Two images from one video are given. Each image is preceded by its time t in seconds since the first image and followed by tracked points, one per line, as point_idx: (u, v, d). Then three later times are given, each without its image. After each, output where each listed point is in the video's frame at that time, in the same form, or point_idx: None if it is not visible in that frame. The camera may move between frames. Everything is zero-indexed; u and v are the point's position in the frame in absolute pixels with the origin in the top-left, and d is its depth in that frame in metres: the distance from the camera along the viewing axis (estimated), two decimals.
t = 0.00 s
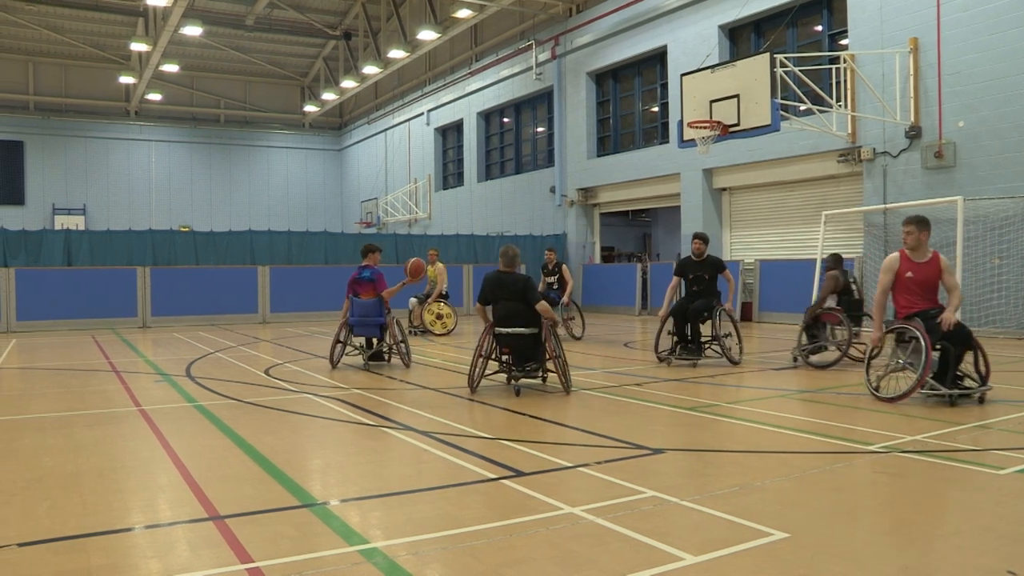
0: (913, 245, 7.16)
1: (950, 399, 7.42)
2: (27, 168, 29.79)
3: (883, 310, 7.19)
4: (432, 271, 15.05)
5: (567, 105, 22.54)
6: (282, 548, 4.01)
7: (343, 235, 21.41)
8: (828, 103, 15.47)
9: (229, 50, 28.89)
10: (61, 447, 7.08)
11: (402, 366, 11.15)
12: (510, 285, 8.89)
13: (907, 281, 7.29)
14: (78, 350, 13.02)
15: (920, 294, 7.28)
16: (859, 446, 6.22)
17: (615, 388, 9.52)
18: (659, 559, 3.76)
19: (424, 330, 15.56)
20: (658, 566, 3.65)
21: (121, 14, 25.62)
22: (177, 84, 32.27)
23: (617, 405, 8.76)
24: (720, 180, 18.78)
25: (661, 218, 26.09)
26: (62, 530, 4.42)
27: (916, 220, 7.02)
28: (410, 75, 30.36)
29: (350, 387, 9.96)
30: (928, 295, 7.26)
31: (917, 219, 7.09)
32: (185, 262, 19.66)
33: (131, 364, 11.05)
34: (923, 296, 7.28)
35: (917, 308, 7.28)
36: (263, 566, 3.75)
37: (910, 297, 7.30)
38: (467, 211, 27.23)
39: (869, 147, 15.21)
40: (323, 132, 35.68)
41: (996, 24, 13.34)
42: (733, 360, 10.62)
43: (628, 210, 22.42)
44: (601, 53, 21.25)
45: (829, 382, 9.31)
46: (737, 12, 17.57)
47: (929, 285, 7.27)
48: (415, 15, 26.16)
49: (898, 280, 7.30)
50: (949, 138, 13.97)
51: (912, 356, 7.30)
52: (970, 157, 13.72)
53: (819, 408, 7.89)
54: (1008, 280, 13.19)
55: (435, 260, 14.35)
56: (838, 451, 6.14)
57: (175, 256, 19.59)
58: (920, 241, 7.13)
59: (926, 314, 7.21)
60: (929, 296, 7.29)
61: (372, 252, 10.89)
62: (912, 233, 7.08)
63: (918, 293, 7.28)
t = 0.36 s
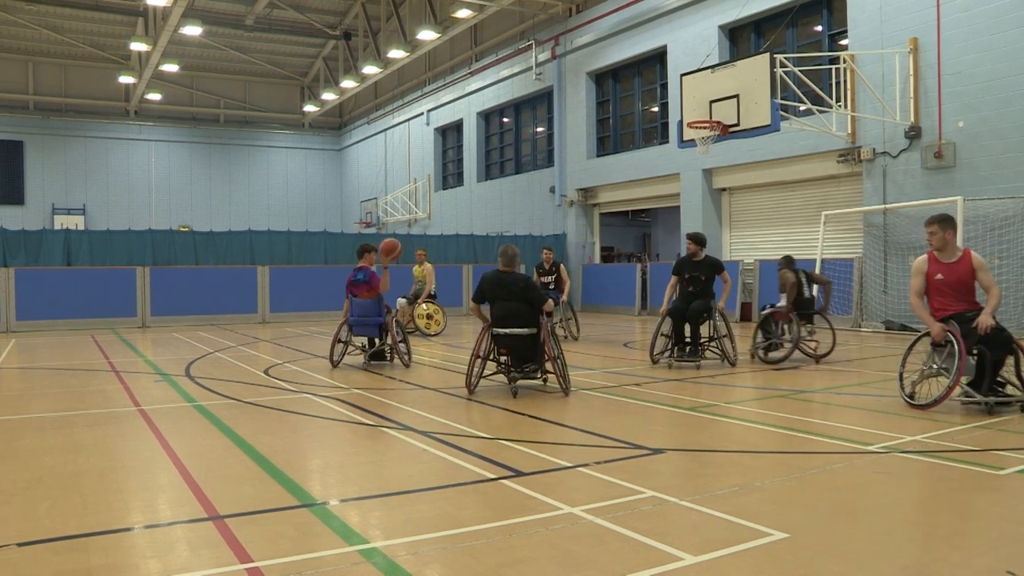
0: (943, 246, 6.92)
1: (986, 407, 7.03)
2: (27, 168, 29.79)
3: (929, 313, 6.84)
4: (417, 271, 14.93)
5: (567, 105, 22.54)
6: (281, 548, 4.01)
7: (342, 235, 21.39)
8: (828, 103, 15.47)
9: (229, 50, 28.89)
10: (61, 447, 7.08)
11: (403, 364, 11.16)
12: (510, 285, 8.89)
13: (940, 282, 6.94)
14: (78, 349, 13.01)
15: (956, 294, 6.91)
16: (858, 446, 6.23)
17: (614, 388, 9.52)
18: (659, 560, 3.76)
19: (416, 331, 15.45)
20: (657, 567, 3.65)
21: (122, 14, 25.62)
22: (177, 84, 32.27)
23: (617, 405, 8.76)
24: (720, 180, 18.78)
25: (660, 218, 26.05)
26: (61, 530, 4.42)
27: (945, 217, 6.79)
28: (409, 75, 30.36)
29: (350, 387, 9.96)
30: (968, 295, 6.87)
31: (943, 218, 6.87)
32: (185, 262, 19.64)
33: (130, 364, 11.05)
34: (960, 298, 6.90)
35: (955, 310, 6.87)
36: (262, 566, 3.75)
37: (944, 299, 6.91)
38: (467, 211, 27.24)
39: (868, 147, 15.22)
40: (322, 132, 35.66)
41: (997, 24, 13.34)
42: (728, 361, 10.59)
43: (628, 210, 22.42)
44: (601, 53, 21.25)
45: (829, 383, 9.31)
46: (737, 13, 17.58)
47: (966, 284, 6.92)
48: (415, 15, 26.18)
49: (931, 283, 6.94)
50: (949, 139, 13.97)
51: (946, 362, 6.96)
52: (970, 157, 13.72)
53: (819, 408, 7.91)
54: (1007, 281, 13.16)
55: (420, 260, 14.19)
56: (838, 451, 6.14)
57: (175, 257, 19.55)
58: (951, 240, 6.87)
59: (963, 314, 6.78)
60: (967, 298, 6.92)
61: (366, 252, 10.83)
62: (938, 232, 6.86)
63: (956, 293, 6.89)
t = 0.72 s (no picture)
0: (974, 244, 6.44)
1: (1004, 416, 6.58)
2: (25, 168, 29.78)
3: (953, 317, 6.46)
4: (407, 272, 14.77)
5: (566, 105, 22.54)
6: (280, 548, 4.01)
7: (341, 235, 21.35)
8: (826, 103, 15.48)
9: (228, 50, 28.86)
10: (60, 447, 7.08)
11: (404, 363, 11.20)
12: (510, 285, 8.88)
13: (970, 285, 6.47)
14: (77, 349, 13.01)
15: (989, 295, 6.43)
16: (857, 446, 6.23)
17: (612, 388, 9.53)
18: (658, 559, 3.76)
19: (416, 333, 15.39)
20: (656, 566, 3.66)
21: (120, 14, 25.59)
22: (175, 84, 32.26)
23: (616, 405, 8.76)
24: (718, 180, 18.79)
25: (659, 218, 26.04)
26: (60, 530, 4.41)
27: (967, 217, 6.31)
28: (408, 75, 30.35)
29: (348, 387, 9.96)
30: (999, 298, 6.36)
31: (971, 216, 6.36)
32: (183, 262, 19.59)
33: (129, 364, 11.05)
34: (993, 301, 6.41)
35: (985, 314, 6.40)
36: (261, 566, 3.75)
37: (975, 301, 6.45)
38: (466, 211, 27.23)
39: (867, 147, 15.23)
40: (321, 132, 35.62)
41: (996, 24, 13.34)
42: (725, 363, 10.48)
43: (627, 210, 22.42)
44: (600, 53, 21.24)
45: (827, 384, 9.31)
46: (737, 13, 17.58)
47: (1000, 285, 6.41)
48: (414, 16, 26.16)
49: (961, 285, 6.49)
50: (948, 139, 13.98)
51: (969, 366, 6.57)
52: (969, 157, 13.73)
53: (817, 407, 7.92)
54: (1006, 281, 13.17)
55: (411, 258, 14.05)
56: (837, 452, 6.14)
57: (174, 257, 19.52)
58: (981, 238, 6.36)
59: (986, 320, 6.34)
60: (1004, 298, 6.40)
61: (362, 253, 10.84)
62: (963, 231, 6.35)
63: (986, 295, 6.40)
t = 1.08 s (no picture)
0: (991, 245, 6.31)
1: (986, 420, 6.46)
2: (24, 168, 29.75)
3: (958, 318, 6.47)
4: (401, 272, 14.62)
5: (564, 105, 22.54)
6: (279, 548, 4.01)
7: (341, 236, 21.27)
8: (825, 104, 15.49)
9: (226, 50, 28.82)
10: (59, 447, 7.08)
11: (401, 364, 11.19)
12: (512, 285, 8.88)
13: (980, 287, 6.39)
14: (76, 350, 13.02)
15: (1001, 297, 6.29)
16: (855, 446, 6.24)
17: (610, 389, 9.55)
18: (657, 559, 3.76)
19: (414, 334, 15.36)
20: (656, 566, 3.66)
21: (118, 14, 25.55)
22: (174, 84, 32.26)
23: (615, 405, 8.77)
24: (717, 180, 18.78)
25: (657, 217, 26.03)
26: (59, 530, 4.42)
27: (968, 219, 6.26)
28: (407, 75, 30.33)
29: (347, 387, 9.97)
30: (1004, 302, 6.22)
31: (979, 216, 6.27)
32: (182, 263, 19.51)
33: (127, 364, 11.05)
34: (1003, 304, 6.27)
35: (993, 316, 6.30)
36: (260, 566, 3.75)
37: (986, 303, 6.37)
38: (465, 211, 27.21)
39: (866, 147, 15.23)
40: (319, 133, 35.59)
41: (995, 24, 13.34)
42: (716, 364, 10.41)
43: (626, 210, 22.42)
44: (599, 53, 21.23)
45: (826, 385, 9.31)
46: (735, 13, 17.58)
47: (1013, 288, 6.22)
48: (413, 16, 26.15)
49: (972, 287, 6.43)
50: (946, 139, 13.99)
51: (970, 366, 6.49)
52: (968, 158, 13.74)
53: (815, 408, 7.93)
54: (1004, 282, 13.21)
55: (406, 259, 14.00)
56: (835, 453, 6.15)
57: (172, 257, 19.39)
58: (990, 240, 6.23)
59: (981, 321, 6.29)
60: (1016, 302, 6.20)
61: (366, 253, 10.83)
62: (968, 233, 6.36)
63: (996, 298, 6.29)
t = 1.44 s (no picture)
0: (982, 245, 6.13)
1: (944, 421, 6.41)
2: (24, 168, 29.75)
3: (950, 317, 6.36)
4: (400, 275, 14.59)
5: (564, 105, 22.54)
6: (280, 549, 4.01)
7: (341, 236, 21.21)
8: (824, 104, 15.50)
9: (226, 50, 28.79)
10: (58, 447, 7.09)
11: (402, 364, 11.19)
12: (513, 285, 8.90)
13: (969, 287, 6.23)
14: (76, 350, 13.04)
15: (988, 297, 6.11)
16: (853, 446, 6.25)
17: (610, 389, 9.57)
18: (657, 560, 3.77)
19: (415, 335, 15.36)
20: (656, 566, 3.66)
21: (118, 15, 25.54)
22: (174, 85, 32.28)
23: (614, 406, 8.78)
24: (717, 180, 18.77)
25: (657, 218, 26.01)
26: (59, 530, 4.42)
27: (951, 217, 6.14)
28: (407, 75, 30.32)
29: (347, 387, 10.00)
30: (983, 303, 6.05)
31: (966, 214, 6.11)
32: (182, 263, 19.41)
33: (127, 364, 11.07)
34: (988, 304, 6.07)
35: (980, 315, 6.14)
36: (261, 566, 3.75)
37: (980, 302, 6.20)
38: (465, 211, 27.20)
39: (866, 147, 15.24)
40: (319, 133, 35.57)
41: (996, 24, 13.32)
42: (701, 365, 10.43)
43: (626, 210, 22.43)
44: (599, 53, 21.22)
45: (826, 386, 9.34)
46: (735, 13, 17.58)
47: (997, 287, 6.01)
48: (413, 16, 26.12)
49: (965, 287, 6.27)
50: (946, 139, 13.99)
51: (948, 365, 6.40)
52: (968, 158, 13.73)
53: (815, 408, 7.95)
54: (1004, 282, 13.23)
55: (405, 260, 13.98)
56: (834, 455, 6.16)
57: (171, 258, 19.33)
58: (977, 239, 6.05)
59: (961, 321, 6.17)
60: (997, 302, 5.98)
61: (363, 253, 10.84)
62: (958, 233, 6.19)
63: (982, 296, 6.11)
